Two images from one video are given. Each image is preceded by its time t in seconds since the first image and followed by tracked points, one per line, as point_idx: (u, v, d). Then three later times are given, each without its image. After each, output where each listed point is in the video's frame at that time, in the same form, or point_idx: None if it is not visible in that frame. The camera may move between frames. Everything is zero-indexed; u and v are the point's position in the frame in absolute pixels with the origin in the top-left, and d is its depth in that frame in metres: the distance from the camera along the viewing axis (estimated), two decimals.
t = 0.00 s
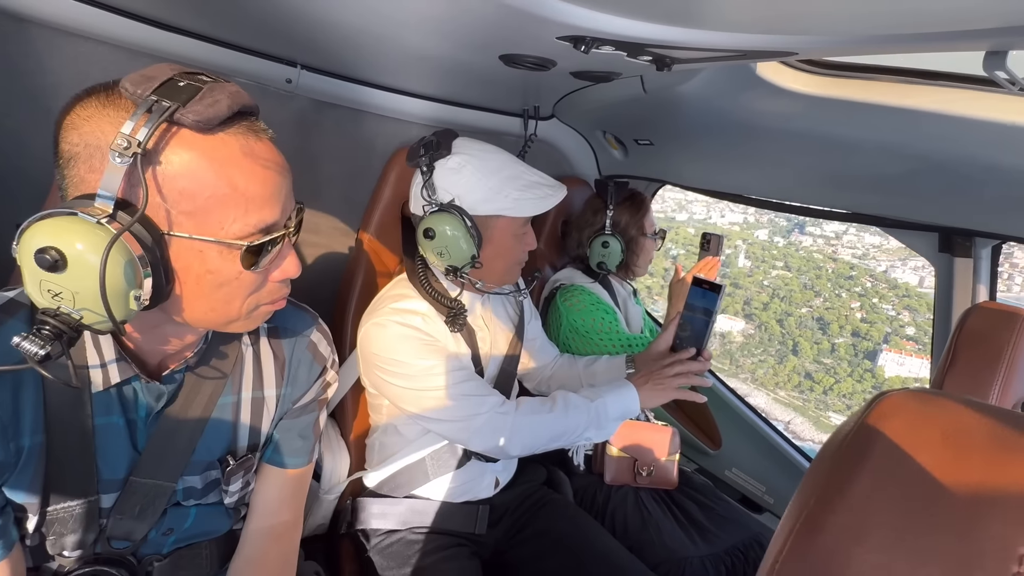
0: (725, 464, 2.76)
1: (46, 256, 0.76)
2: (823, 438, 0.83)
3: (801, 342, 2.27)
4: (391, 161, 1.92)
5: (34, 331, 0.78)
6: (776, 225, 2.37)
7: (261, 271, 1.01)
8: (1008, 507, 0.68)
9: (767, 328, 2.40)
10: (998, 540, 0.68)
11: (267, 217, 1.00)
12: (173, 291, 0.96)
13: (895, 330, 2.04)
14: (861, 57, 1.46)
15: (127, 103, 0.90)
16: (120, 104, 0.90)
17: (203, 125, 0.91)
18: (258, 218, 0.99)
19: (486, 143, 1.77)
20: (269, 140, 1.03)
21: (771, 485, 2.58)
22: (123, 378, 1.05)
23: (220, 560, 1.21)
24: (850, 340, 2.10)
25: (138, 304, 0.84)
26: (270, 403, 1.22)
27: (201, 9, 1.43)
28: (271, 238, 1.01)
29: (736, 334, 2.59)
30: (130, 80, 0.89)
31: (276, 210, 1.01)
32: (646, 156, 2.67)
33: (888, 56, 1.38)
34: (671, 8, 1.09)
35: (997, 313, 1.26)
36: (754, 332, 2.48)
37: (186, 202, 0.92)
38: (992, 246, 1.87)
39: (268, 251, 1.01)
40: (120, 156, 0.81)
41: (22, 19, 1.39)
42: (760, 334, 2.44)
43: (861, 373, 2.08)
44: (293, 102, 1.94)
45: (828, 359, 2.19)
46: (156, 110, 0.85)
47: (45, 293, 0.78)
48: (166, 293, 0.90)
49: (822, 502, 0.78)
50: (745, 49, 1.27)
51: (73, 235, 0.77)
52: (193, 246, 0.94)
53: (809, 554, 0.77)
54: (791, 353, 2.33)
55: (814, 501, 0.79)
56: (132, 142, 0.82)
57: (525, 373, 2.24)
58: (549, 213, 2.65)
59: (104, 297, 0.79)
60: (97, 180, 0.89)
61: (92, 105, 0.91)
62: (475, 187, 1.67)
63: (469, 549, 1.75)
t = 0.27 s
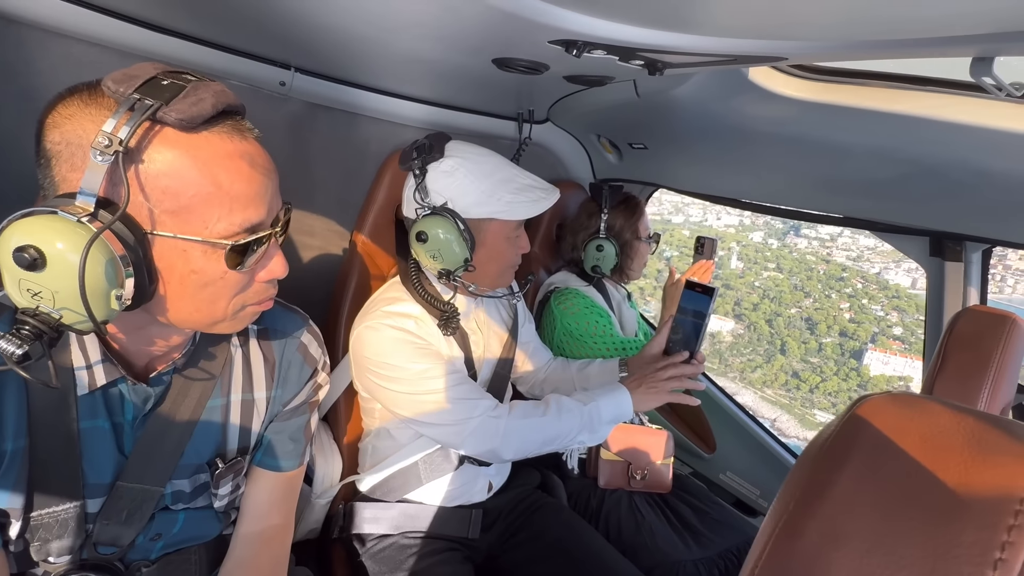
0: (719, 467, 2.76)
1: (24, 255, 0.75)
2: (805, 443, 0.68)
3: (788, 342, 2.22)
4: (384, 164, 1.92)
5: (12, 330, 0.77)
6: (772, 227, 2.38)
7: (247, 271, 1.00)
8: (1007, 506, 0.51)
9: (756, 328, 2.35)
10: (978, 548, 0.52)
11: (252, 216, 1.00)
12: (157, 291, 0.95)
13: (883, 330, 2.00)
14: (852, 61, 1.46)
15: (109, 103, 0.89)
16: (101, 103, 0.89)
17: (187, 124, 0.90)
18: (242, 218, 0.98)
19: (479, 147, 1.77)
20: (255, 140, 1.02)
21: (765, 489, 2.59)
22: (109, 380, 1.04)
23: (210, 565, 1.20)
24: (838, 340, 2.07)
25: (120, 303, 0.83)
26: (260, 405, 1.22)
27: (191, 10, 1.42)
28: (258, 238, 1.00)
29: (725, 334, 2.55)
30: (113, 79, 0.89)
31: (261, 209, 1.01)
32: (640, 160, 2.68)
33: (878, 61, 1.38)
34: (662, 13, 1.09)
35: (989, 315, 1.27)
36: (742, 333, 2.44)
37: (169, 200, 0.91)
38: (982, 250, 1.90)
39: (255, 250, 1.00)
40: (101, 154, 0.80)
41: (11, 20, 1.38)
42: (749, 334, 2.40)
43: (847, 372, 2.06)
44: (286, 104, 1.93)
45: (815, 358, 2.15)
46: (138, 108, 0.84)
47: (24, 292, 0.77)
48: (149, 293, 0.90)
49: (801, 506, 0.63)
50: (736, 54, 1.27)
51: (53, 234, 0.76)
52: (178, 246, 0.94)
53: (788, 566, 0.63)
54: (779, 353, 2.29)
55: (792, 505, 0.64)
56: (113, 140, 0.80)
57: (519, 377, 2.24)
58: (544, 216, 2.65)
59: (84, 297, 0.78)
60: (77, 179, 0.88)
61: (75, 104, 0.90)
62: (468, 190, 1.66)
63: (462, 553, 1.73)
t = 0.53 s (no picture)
0: (716, 470, 2.77)
1: (18, 254, 0.75)
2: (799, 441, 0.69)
3: (779, 342, 2.29)
4: (382, 167, 1.92)
5: (6, 329, 0.77)
6: (771, 230, 2.37)
7: (242, 270, 1.00)
8: (993, 493, 0.51)
9: (746, 328, 2.42)
10: (966, 538, 0.51)
11: (247, 216, 1.00)
12: (152, 291, 0.95)
13: (872, 330, 2.04)
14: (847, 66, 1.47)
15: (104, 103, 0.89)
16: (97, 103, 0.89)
17: (182, 123, 0.90)
18: (237, 218, 0.98)
19: (476, 150, 1.77)
20: (251, 140, 1.02)
21: (762, 491, 2.60)
22: (104, 380, 1.04)
23: (206, 567, 1.20)
24: (826, 339, 2.13)
25: (115, 303, 0.83)
26: (256, 406, 1.21)
27: (189, 12, 1.42)
28: (254, 238, 1.00)
29: (716, 334, 2.61)
30: (109, 79, 0.89)
31: (257, 210, 1.01)
32: (637, 164, 2.69)
33: (873, 66, 1.39)
34: (658, 18, 1.10)
35: (979, 316, 1.28)
36: (733, 332, 2.51)
37: (164, 200, 0.91)
38: (976, 253, 1.92)
39: (250, 250, 1.00)
40: (96, 153, 0.80)
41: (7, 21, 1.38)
42: (739, 334, 2.47)
43: (834, 370, 2.12)
44: (283, 107, 1.93)
45: (804, 357, 2.22)
46: (134, 108, 0.84)
47: (18, 292, 0.77)
48: (143, 293, 0.89)
49: (794, 500, 0.63)
50: (731, 59, 1.28)
51: (48, 233, 0.76)
52: (173, 246, 0.93)
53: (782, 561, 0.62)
54: (768, 352, 2.37)
55: (786, 499, 0.64)
56: (109, 139, 0.80)
57: (516, 379, 2.24)
58: (541, 220, 2.66)
59: (78, 296, 0.78)
60: (73, 179, 0.89)
61: (71, 104, 0.90)
62: (465, 192, 1.67)
63: (458, 556, 1.73)
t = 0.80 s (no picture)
0: (713, 472, 2.77)
1: (17, 255, 0.75)
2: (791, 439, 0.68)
3: (768, 341, 2.25)
4: (379, 168, 1.92)
5: (4, 330, 0.77)
6: (767, 231, 2.37)
7: (241, 272, 1.00)
8: (974, 484, 0.50)
9: (737, 327, 2.37)
10: (949, 530, 0.50)
11: (246, 218, 1.00)
12: (150, 293, 0.95)
13: (862, 330, 2.02)
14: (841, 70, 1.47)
15: (105, 104, 0.89)
16: (98, 105, 0.89)
17: (182, 126, 0.91)
18: (236, 220, 0.98)
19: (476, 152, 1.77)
20: (251, 142, 1.03)
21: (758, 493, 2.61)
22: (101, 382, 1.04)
23: (202, 568, 1.19)
24: (816, 339, 2.10)
25: (113, 303, 0.83)
26: (252, 407, 1.21)
27: (187, 14, 1.42)
28: (252, 240, 1.00)
29: (707, 334, 2.53)
30: (109, 81, 0.89)
31: (256, 211, 1.01)
32: (634, 166, 2.69)
33: (867, 69, 1.40)
34: (655, 22, 1.11)
35: (972, 317, 1.29)
36: (723, 332, 2.46)
37: (164, 201, 0.91)
38: (969, 254, 1.94)
39: (248, 252, 1.00)
40: (97, 155, 0.80)
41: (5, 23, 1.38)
42: (730, 333, 2.42)
43: (823, 369, 2.10)
44: (281, 108, 1.93)
45: (793, 356, 2.19)
46: (134, 111, 0.84)
47: (16, 292, 0.77)
48: (141, 295, 0.89)
49: (783, 496, 0.62)
50: (727, 62, 1.29)
51: (47, 234, 0.76)
52: (172, 247, 0.94)
53: (770, 557, 0.61)
54: (758, 351, 2.33)
55: (775, 497, 0.63)
56: (109, 142, 0.81)
57: (514, 381, 2.24)
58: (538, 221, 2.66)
59: (77, 297, 0.78)
60: (73, 180, 0.89)
61: (71, 106, 0.90)
62: (464, 194, 1.67)
63: (454, 557, 1.73)
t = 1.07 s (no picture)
0: (714, 472, 2.77)
1: (16, 256, 0.75)
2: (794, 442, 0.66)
3: (759, 341, 2.33)
4: (378, 169, 1.92)
5: (2, 331, 0.76)
6: (766, 232, 2.37)
7: (240, 274, 1.00)
8: (989, 496, 0.50)
9: (728, 327, 2.45)
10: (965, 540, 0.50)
11: (246, 219, 0.99)
12: (149, 295, 0.95)
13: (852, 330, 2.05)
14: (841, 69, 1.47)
15: (104, 105, 0.89)
16: (97, 106, 0.89)
17: (182, 127, 0.90)
18: (235, 221, 0.98)
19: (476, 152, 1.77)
20: (251, 143, 1.02)
21: (758, 493, 2.61)
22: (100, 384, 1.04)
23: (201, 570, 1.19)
24: (806, 338, 2.17)
25: (112, 305, 0.83)
26: (251, 409, 1.21)
27: (185, 14, 1.41)
28: (251, 242, 1.00)
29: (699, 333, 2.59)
30: (109, 82, 0.88)
31: (256, 213, 1.01)
32: (634, 165, 2.69)
33: (867, 69, 1.40)
34: (654, 21, 1.10)
35: (975, 317, 1.29)
36: (715, 331, 2.52)
37: (163, 202, 0.91)
38: (970, 254, 1.93)
39: (247, 254, 1.00)
40: (95, 156, 0.80)
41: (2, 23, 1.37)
42: (721, 333, 2.49)
43: (811, 367, 2.17)
44: (279, 108, 1.92)
45: (783, 355, 2.27)
46: (134, 112, 0.84)
47: (14, 294, 0.77)
48: (140, 297, 0.89)
49: (790, 502, 0.60)
50: (726, 61, 1.28)
51: (45, 235, 0.76)
52: (171, 248, 0.93)
53: (775, 564, 0.59)
54: (749, 350, 2.41)
55: (781, 503, 0.61)
56: (108, 142, 0.81)
57: (514, 381, 2.23)
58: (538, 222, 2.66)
59: (76, 298, 0.78)
60: (71, 181, 0.88)
61: (70, 106, 0.90)
62: (464, 194, 1.67)
63: (455, 559, 1.73)
